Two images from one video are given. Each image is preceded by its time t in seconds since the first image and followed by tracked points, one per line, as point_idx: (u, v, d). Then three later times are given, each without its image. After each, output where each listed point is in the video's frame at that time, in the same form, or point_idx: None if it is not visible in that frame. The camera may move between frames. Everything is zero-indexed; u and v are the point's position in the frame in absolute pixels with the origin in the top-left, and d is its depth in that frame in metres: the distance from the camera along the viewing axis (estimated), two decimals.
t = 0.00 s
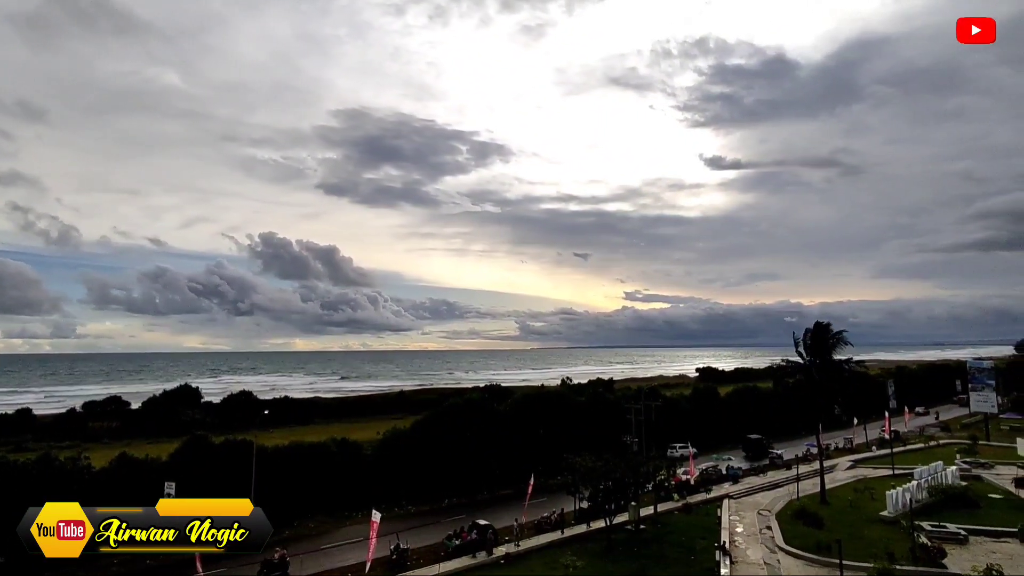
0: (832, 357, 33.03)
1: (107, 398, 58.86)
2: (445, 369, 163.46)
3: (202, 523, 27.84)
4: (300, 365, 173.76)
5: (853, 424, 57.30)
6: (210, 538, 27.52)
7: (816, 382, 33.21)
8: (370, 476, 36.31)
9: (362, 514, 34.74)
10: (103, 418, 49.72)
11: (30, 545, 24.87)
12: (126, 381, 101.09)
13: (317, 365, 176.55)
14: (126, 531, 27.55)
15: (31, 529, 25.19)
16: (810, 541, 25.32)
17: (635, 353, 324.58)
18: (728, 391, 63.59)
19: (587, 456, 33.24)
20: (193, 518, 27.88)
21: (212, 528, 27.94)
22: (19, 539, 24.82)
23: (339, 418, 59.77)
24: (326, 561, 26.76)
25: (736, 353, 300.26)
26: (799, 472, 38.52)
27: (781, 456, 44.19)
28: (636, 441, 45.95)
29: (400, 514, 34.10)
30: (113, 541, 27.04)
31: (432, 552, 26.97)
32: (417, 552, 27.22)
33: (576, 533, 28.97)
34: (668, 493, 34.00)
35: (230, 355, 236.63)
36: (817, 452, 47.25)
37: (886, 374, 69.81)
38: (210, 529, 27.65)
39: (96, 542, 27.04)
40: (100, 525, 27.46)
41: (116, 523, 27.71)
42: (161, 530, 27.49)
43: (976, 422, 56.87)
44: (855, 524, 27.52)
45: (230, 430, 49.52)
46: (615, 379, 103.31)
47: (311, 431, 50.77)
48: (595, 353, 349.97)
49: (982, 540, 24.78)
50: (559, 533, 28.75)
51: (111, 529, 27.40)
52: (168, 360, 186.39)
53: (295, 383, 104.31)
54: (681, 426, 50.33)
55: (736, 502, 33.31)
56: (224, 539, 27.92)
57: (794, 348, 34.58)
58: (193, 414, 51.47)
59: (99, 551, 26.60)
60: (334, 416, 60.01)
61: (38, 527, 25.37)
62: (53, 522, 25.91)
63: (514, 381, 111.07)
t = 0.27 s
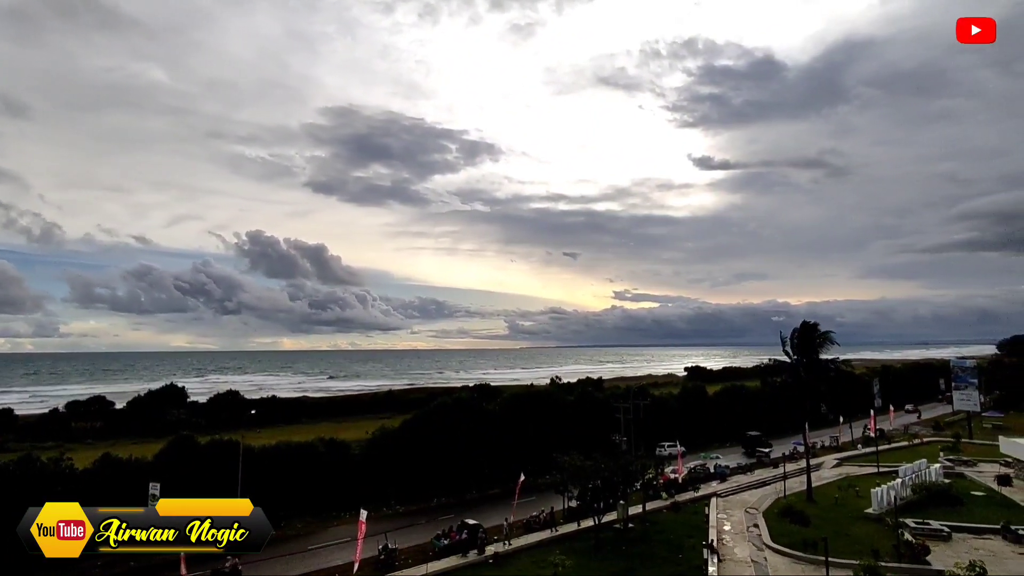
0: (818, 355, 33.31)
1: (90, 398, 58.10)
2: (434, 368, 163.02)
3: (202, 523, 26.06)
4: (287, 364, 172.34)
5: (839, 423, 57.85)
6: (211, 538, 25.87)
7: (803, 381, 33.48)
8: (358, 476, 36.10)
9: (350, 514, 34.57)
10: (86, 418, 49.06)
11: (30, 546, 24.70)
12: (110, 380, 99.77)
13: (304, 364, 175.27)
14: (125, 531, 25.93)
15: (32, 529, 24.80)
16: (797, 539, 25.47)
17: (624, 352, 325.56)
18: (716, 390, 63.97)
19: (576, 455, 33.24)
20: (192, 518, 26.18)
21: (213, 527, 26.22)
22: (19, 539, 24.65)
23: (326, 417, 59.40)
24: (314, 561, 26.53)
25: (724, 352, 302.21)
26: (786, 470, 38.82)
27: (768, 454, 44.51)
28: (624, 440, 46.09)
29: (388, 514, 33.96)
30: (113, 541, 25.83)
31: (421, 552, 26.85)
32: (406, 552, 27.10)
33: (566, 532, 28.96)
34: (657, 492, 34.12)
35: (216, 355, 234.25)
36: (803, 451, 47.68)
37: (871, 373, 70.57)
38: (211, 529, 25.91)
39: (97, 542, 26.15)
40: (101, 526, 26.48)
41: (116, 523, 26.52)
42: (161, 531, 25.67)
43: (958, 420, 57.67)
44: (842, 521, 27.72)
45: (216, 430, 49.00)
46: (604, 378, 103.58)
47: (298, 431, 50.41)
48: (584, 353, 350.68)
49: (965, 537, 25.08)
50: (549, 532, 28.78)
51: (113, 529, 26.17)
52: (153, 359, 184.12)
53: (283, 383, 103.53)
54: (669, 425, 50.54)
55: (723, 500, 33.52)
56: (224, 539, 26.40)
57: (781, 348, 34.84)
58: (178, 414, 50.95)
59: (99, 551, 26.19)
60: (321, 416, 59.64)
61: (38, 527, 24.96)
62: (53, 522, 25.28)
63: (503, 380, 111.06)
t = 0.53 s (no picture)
0: (800, 354, 33.63)
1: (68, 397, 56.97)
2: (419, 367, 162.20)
3: (202, 523, 27.36)
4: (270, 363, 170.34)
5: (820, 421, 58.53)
6: (210, 537, 27.07)
7: (785, 380, 33.80)
8: (341, 476, 35.78)
9: (333, 515, 34.31)
10: (64, 418, 48.14)
11: (30, 546, 24.99)
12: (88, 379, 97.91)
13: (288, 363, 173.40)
14: (126, 531, 26.54)
15: (32, 529, 25.19)
16: (779, 536, 25.72)
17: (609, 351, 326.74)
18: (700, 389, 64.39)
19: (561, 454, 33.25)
20: (193, 518, 27.42)
21: (213, 528, 27.41)
22: (19, 539, 24.90)
23: (310, 417, 58.83)
24: (296, 562, 26.24)
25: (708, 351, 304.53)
26: (768, 468, 39.20)
27: (751, 452, 44.90)
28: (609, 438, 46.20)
29: (371, 514, 33.74)
30: (113, 541, 26.38)
31: (405, 552, 26.70)
32: (390, 552, 26.93)
33: (552, 530, 28.96)
34: (641, 490, 34.26)
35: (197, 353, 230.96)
36: (785, 448, 48.16)
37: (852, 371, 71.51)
38: (209, 528, 27.16)
39: (97, 542, 26.53)
40: (101, 525, 26.85)
41: (116, 523, 26.74)
42: (161, 530, 26.65)
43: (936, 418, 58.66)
44: (823, 518, 28.04)
45: (197, 430, 48.27)
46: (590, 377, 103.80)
47: (280, 431, 49.87)
48: (569, 352, 351.43)
49: (942, 533, 25.48)
50: (534, 531, 28.78)
51: (111, 530, 26.70)
52: (132, 358, 180.92)
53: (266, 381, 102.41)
54: (653, 423, 50.78)
55: (707, 498, 33.76)
56: (224, 539, 27.49)
57: (764, 347, 35.13)
58: (158, 414, 50.19)
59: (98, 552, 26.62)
60: (305, 415, 59.05)
61: (38, 527, 25.36)
62: (52, 522, 25.83)
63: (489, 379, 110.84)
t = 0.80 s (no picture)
0: (780, 353, 33.96)
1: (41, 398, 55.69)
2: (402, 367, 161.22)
3: (202, 523, 26.58)
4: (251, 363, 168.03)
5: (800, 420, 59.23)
6: (209, 538, 26.24)
7: (766, 379, 34.15)
8: (323, 477, 35.41)
9: (313, 516, 33.97)
10: (37, 419, 47.04)
11: (30, 546, 24.76)
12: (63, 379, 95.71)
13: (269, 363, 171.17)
14: (126, 531, 25.84)
15: (31, 530, 24.98)
16: (759, 533, 25.98)
17: (592, 350, 327.85)
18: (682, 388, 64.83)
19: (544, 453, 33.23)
20: (192, 517, 26.84)
21: (213, 528, 26.48)
22: (19, 539, 24.73)
23: (291, 417, 58.15)
24: (276, 564, 25.90)
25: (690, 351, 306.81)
26: (749, 466, 39.59)
27: (732, 451, 45.32)
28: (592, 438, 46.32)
29: (353, 515, 33.46)
30: (113, 541, 25.39)
31: (386, 552, 26.49)
32: (372, 553, 26.71)
33: (536, 530, 28.96)
34: (624, 489, 34.40)
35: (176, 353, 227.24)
36: (765, 447, 48.68)
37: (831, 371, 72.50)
38: (208, 528, 26.29)
39: (97, 542, 25.64)
40: (101, 525, 25.98)
41: (116, 522, 25.95)
42: (161, 530, 26.17)
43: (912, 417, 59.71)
44: (802, 516, 28.39)
45: (175, 430, 47.48)
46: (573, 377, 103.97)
47: (261, 431, 49.27)
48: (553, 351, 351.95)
49: (918, 529, 25.91)
50: (517, 530, 28.78)
51: (111, 529, 25.59)
52: (108, 357, 177.32)
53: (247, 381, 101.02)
54: (636, 423, 51.01)
55: (689, 496, 34.02)
56: (224, 539, 26.41)
57: (745, 346, 35.44)
58: (135, 414, 49.28)
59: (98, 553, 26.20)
60: (285, 415, 58.36)
61: (38, 527, 25.14)
62: (53, 523, 25.47)
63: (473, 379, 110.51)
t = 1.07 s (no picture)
0: (761, 352, 34.25)
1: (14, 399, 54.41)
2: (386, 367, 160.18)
3: (201, 523, 26.25)
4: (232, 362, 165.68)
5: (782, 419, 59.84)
6: (208, 538, 25.92)
7: (748, 378, 34.44)
8: (305, 478, 35.04)
9: (295, 517, 33.63)
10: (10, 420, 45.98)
11: (30, 546, 24.99)
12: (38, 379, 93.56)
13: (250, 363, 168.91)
14: (127, 531, 26.02)
15: (32, 530, 25.06)
16: (742, 531, 26.15)
17: (577, 350, 328.65)
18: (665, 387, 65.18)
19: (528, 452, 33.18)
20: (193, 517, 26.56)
21: (214, 527, 26.10)
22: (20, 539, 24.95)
23: (272, 417, 57.45)
24: (257, 565, 25.55)
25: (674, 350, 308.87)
26: (731, 464, 39.90)
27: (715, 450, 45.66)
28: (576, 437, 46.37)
29: (335, 515, 33.17)
30: (113, 541, 25.53)
31: (369, 553, 26.23)
32: (354, 553, 26.47)
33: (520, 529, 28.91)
34: (608, 488, 34.48)
35: (155, 352, 223.42)
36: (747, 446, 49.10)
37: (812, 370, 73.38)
38: (207, 528, 25.97)
39: (97, 542, 25.62)
40: (100, 526, 25.91)
41: (115, 522, 26.08)
42: (161, 530, 26.19)
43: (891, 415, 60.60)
44: (783, 514, 28.63)
45: (154, 431, 46.69)
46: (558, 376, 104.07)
47: (241, 431, 48.62)
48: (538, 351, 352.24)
49: (897, 526, 26.25)
50: (502, 530, 28.70)
51: (111, 529, 25.76)
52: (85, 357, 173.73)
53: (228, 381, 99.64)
54: (620, 422, 51.17)
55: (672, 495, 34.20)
56: (224, 539, 26.07)
57: (728, 345, 35.69)
58: (112, 415, 48.37)
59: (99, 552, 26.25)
60: (266, 416, 57.64)
61: (39, 527, 25.17)
62: (54, 522, 25.32)
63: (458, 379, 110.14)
